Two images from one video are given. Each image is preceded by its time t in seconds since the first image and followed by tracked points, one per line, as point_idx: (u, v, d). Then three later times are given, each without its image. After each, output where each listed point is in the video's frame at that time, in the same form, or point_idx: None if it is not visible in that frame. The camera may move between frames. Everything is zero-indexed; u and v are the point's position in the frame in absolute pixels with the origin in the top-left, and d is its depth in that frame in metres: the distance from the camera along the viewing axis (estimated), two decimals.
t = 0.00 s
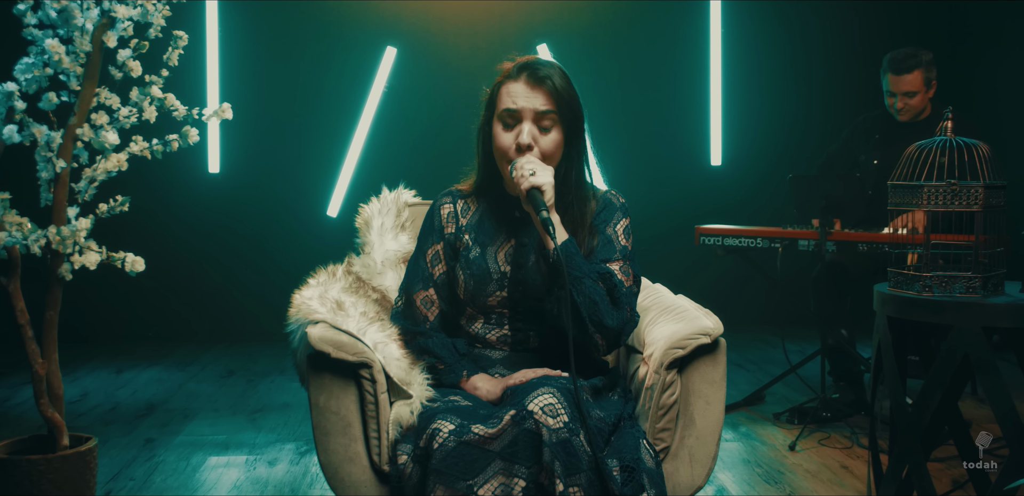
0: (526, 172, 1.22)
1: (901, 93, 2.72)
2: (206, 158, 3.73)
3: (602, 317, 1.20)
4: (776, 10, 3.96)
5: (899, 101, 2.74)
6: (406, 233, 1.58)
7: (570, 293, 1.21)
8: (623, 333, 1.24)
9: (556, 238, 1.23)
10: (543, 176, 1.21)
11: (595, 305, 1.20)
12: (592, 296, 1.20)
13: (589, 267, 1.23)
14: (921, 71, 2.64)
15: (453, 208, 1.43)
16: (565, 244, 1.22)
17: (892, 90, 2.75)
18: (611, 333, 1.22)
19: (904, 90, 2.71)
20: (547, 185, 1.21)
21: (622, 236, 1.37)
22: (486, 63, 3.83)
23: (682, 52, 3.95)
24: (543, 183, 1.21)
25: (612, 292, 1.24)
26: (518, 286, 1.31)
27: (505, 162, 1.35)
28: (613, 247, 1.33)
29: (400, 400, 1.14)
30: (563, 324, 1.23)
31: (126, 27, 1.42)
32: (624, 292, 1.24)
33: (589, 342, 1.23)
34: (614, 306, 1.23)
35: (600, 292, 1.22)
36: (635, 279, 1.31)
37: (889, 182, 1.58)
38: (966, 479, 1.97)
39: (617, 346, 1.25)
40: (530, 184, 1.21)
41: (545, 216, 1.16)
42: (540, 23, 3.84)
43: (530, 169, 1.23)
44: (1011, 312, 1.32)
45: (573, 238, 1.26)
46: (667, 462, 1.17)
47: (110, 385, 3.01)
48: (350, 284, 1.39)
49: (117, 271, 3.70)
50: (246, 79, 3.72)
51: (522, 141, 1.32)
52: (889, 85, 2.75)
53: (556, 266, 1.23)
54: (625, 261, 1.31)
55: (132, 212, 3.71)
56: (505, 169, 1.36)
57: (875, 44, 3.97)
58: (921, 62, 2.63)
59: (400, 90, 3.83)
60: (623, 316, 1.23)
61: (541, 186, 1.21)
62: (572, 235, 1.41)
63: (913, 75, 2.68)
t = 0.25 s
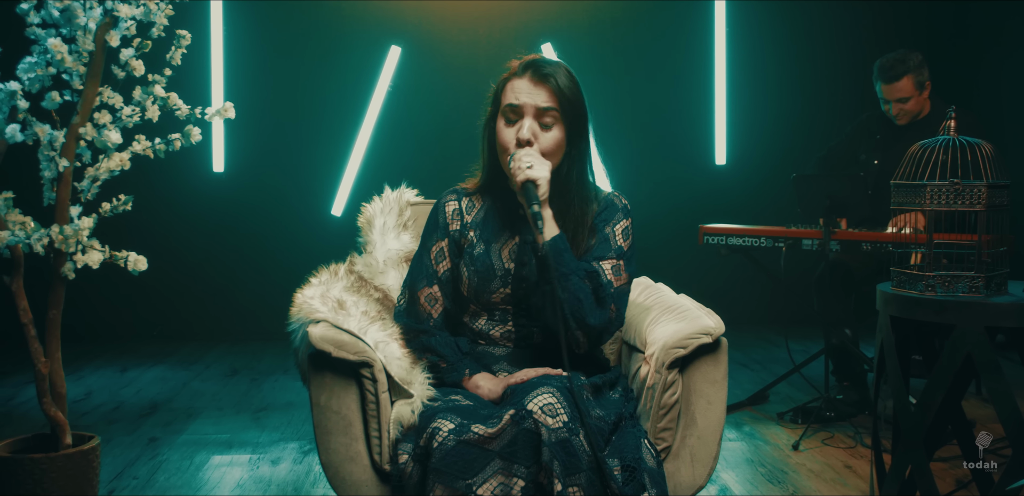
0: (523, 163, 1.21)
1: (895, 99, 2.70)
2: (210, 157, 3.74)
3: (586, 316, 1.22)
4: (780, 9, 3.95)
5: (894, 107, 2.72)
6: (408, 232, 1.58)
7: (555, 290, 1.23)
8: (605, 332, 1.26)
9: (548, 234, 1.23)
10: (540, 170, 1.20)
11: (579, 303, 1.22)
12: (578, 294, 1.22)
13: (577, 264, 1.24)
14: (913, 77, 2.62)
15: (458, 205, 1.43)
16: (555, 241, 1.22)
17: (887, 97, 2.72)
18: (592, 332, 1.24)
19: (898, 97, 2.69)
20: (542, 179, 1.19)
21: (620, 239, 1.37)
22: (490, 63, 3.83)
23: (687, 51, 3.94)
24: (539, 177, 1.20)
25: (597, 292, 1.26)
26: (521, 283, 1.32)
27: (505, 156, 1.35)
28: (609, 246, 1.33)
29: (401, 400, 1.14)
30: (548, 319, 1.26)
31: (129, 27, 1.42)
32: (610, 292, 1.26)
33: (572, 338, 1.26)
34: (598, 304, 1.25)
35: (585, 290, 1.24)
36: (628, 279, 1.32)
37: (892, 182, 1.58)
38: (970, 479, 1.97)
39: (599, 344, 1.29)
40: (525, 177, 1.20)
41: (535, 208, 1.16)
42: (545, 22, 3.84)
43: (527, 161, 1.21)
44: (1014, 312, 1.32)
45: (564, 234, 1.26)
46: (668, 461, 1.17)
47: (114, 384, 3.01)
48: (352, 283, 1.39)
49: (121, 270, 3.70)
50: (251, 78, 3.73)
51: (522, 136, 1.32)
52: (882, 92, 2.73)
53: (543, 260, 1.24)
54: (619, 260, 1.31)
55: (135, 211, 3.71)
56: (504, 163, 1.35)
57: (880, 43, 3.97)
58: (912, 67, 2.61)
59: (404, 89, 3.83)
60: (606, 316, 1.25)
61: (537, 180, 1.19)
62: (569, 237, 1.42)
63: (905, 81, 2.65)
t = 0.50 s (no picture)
0: (526, 149, 1.23)
1: (893, 102, 2.69)
2: (214, 157, 3.74)
3: (596, 299, 1.20)
4: (784, 8, 3.95)
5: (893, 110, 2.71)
6: (410, 231, 1.58)
7: (564, 273, 1.21)
8: (617, 315, 1.23)
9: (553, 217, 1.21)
10: (543, 155, 1.21)
11: (588, 286, 1.19)
12: (587, 277, 1.19)
13: (585, 248, 1.22)
14: (908, 78, 2.61)
15: (461, 205, 1.43)
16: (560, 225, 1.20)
17: (884, 100, 2.71)
18: (604, 314, 1.21)
19: (896, 99, 2.68)
20: (546, 164, 1.21)
21: (624, 230, 1.35)
22: (493, 62, 3.83)
23: (691, 50, 3.94)
24: (543, 161, 1.21)
25: (606, 274, 1.23)
26: (523, 278, 1.31)
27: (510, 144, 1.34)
28: (614, 238, 1.32)
29: (402, 399, 1.13)
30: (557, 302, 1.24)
31: (132, 26, 1.42)
32: (619, 276, 1.24)
33: (582, 322, 1.22)
34: (608, 286, 1.22)
35: (594, 273, 1.21)
36: (633, 270, 1.30)
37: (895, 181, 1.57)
38: (974, 478, 1.96)
39: (611, 328, 1.24)
40: (529, 162, 1.21)
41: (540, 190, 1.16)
42: (548, 21, 3.84)
43: (530, 147, 1.23)
44: (1017, 311, 1.32)
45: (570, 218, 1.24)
46: (669, 461, 1.17)
47: (118, 383, 3.02)
48: (353, 283, 1.39)
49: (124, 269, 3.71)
50: (255, 78, 3.73)
51: (528, 124, 1.32)
52: (880, 96, 2.72)
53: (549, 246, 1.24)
54: (625, 251, 1.30)
55: (138, 210, 3.72)
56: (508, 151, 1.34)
57: (884, 42, 3.96)
58: (906, 68, 2.60)
59: (408, 88, 3.83)
60: (616, 297, 1.22)
61: (540, 165, 1.21)
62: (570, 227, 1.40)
63: (901, 83, 2.64)
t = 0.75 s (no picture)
0: (528, 131, 1.25)
1: (893, 103, 2.68)
2: (215, 156, 3.74)
3: (595, 281, 1.21)
4: (786, 8, 3.95)
5: (893, 111, 2.71)
6: (410, 231, 1.58)
7: (563, 254, 1.22)
8: (616, 299, 1.22)
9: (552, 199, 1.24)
10: (544, 137, 1.23)
11: (588, 268, 1.21)
12: (586, 259, 1.21)
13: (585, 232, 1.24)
14: (906, 78, 2.61)
15: (459, 205, 1.43)
16: (560, 207, 1.23)
17: (883, 103, 2.71)
18: (603, 297, 1.21)
19: (895, 101, 2.67)
20: (546, 145, 1.23)
21: (621, 225, 1.36)
22: (494, 61, 3.83)
23: (692, 50, 3.94)
24: (543, 143, 1.23)
25: (604, 258, 1.24)
26: (522, 275, 1.31)
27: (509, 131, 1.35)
28: (611, 230, 1.33)
29: (400, 399, 1.13)
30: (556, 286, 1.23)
31: (131, 26, 1.42)
32: (617, 261, 1.24)
33: (581, 307, 1.22)
34: (607, 269, 1.23)
35: (594, 256, 1.23)
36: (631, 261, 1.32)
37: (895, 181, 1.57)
38: (975, 478, 1.96)
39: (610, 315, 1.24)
40: (530, 143, 1.24)
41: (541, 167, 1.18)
42: (550, 20, 3.84)
43: (532, 130, 1.25)
44: (1017, 311, 1.32)
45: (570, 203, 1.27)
46: (667, 461, 1.17)
47: (120, 383, 3.02)
48: (353, 282, 1.39)
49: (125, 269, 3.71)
50: (256, 77, 3.73)
51: (528, 111, 1.34)
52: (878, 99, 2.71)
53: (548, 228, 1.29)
54: (623, 244, 1.31)
55: (138, 209, 3.72)
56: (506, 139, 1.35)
57: (885, 42, 3.95)
58: (903, 70, 2.61)
59: (409, 88, 3.83)
60: (615, 279, 1.22)
61: (541, 145, 1.23)
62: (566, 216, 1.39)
63: (899, 84, 2.64)
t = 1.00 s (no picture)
0: (525, 124, 1.28)
1: (896, 102, 2.68)
2: (218, 155, 3.74)
3: (593, 272, 1.20)
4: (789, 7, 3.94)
5: (896, 109, 2.71)
6: (410, 230, 1.58)
7: (560, 246, 1.22)
8: (614, 291, 1.22)
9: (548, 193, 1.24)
10: (540, 130, 1.26)
11: (586, 259, 1.21)
12: (584, 251, 1.21)
13: (582, 225, 1.25)
14: (909, 77, 2.61)
15: (458, 206, 1.43)
16: (556, 201, 1.24)
17: (886, 101, 2.71)
18: (602, 288, 1.21)
19: (898, 99, 2.67)
20: (542, 139, 1.25)
21: (618, 221, 1.35)
22: (497, 61, 3.83)
23: (695, 49, 3.94)
24: (539, 136, 1.26)
25: (602, 250, 1.24)
26: (520, 272, 1.31)
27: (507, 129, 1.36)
28: (609, 226, 1.32)
29: (400, 399, 1.13)
30: (553, 277, 1.22)
31: (132, 26, 1.42)
32: (615, 253, 1.25)
33: (579, 298, 1.21)
34: (604, 259, 1.23)
35: (591, 249, 1.23)
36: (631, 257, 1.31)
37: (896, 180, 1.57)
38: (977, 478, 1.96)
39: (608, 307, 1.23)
40: (526, 136, 1.26)
41: (538, 157, 1.21)
42: (553, 20, 3.84)
43: (529, 123, 1.28)
44: (1018, 311, 1.31)
45: (567, 195, 1.27)
46: (667, 460, 1.17)
47: (122, 382, 3.02)
48: (353, 282, 1.39)
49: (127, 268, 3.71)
50: (259, 76, 3.73)
51: (527, 108, 1.34)
52: (881, 97, 2.72)
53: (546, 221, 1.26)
54: (621, 239, 1.31)
55: (140, 209, 3.72)
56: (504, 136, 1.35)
57: (889, 41, 3.94)
58: (906, 68, 2.61)
59: (412, 87, 3.83)
60: (612, 269, 1.22)
61: (537, 139, 1.25)
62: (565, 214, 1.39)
63: (903, 82, 2.64)
